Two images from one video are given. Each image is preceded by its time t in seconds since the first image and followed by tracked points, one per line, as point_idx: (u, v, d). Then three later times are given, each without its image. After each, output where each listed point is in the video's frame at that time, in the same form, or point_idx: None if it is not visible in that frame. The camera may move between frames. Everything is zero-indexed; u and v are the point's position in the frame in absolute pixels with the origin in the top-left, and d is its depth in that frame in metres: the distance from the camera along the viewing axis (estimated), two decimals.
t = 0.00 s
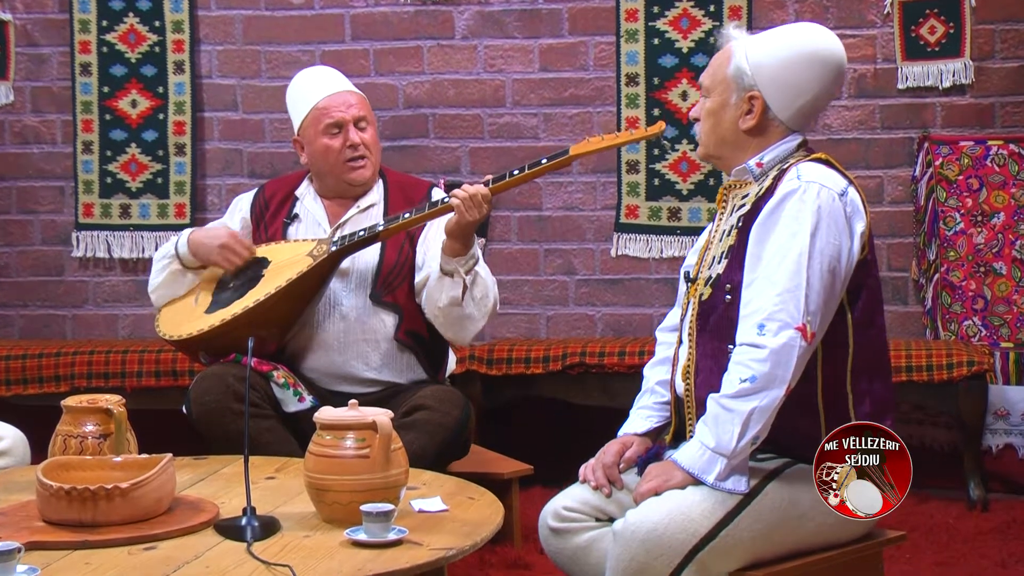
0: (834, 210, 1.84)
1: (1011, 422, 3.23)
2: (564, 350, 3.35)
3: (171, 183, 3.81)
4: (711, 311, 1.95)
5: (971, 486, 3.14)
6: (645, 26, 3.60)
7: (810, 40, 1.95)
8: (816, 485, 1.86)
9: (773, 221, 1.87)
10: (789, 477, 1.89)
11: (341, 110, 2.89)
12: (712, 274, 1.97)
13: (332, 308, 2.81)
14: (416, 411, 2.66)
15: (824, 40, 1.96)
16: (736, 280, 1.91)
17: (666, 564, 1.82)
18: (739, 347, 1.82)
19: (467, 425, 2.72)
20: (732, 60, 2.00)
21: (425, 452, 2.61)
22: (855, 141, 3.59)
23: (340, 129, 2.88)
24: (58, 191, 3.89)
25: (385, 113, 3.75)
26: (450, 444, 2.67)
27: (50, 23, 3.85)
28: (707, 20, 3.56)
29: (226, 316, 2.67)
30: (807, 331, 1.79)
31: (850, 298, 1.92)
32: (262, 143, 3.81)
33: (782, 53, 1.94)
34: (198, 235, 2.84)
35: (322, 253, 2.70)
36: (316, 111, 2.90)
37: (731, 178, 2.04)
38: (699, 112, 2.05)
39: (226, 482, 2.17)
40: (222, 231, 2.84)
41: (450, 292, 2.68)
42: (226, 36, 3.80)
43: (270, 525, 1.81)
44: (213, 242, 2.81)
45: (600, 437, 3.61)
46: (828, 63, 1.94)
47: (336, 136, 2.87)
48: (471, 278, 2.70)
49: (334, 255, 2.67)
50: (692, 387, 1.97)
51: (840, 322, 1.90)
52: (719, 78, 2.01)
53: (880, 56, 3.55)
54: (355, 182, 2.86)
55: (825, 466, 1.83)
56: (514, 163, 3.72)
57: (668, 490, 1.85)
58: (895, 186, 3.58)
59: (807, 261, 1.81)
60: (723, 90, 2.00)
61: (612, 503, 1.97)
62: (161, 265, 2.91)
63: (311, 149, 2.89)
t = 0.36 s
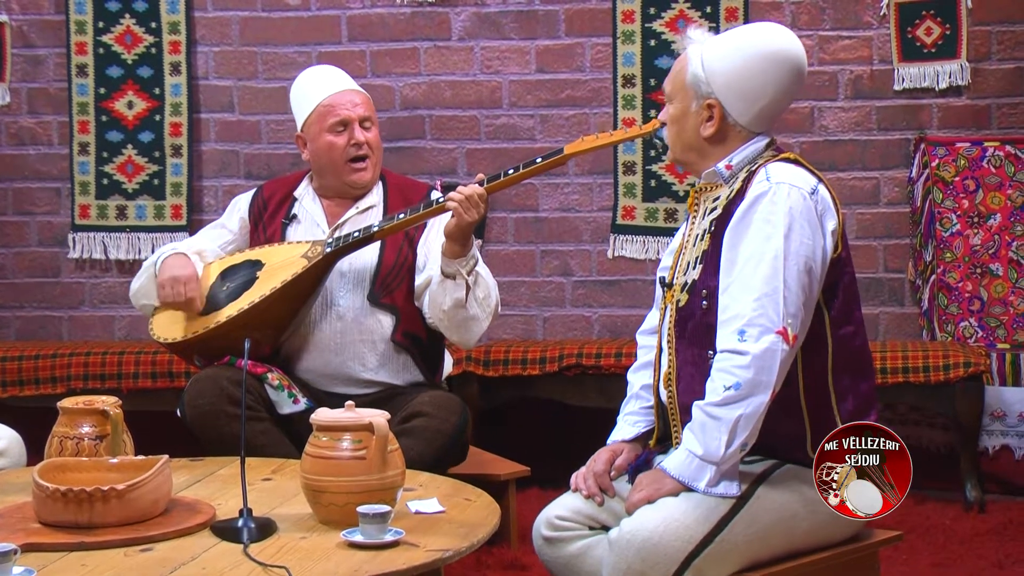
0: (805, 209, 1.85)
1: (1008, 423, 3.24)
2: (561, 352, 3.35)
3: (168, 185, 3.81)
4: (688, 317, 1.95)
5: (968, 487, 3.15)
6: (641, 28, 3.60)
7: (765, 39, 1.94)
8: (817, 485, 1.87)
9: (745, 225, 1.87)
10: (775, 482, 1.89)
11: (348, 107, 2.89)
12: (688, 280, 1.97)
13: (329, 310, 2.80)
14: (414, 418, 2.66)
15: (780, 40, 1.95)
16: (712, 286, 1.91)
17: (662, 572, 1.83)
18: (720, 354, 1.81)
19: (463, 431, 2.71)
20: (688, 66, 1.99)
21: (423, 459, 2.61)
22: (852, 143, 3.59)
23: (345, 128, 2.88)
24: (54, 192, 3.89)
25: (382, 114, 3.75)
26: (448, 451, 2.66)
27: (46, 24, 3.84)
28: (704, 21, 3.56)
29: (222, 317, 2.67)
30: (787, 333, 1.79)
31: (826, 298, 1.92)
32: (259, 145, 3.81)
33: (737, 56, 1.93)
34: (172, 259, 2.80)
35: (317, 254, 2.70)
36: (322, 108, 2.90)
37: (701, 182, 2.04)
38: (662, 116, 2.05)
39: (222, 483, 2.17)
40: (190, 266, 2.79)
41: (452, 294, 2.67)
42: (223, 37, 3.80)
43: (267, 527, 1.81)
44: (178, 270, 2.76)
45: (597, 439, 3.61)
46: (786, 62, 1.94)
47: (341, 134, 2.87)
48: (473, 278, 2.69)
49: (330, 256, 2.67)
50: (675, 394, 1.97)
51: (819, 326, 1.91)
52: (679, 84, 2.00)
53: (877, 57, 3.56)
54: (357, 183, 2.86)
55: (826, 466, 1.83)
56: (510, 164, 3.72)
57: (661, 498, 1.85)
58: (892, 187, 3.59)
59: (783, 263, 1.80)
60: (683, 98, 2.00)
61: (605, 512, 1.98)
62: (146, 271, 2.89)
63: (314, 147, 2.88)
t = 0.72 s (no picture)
0: (796, 215, 1.85)
1: (1003, 422, 3.23)
2: (556, 351, 3.35)
3: (163, 184, 3.81)
4: (680, 328, 1.94)
5: (963, 486, 3.15)
6: (637, 27, 3.61)
7: (728, 43, 1.94)
8: (817, 485, 1.86)
9: (736, 234, 1.87)
10: (771, 487, 1.89)
11: (344, 110, 2.89)
12: (678, 289, 1.97)
13: (326, 312, 2.80)
14: (412, 423, 2.65)
15: (747, 43, 1.94)
16: (704, 296, 1.91)
17: None
18: (717, 365, 1.81)
19: (463, 437, 2.70)
20: (662, 74, 1.99)
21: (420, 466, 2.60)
22: (848, 142, 3.59)
23: (341, 130, 2.88)
24: (50, 191, 3.88)
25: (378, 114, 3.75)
26: (447, 457, 2.66)
27: (41, 23, 3.84)
28: (699, 20, 3.56)
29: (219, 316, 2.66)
30: (785, 344, 1.79)
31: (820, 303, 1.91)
32: (254, 144, 3.81)
33: (704, 64, 1.93)
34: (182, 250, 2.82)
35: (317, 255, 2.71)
36: (321, 108, 2.91)
37: (685, 188, 2.04)
38: (642, 123, 2.04)
39: (217, 483, 2.17)
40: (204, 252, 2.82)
41: (450, 297, 2.67)
42: (218, 36, 3.80)
43: (262, 526, 1.81)
44: (195, 258, 2.80)
45: (593, 438, 3.63)
46: (755, 65, 1.93)
47: (336, 136, 2.87)
48: (471, 283, 2.69)
49: (330, 256, 2.67)
50: (669, 401, 1.97)
51: (812, 333, 1.91)
52: (655, 93, 2.01)
53: (872, 56, 3.56)
54: (350, 182, 2.85)
55: (825, 466, 1.83)
56: (506, 164, 3.72)
57: (658, 502, 1.85)
58: (888, 187, 3.59)
59: (776, 271, 1.80)
60: (660, 107, 2.00)
61: (599, 513, 1.97)
62: (148, 270, 2.88)
63: (311, 147, 2.89)
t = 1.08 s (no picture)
0: (791, 216, 1.85)
1: (997, 422, 3.24)
2: (551, 351, 3.36)
3: (158, 184, 3.81)
4: (675, 329, 1.94)
5: (958, 486, 3.15)
6: (632, 27, 3.60)
7: (722, 44, 1.94)
8: (817, 485, 1.86)
9: (733, 236, 1.87)
10: (766, 488, 1.90)
11: (308, 115, 2.89)
12: (674, 289, 1.97)
13: (320, 318, 2.80)
14: (412, 426, 2.65)
15: (736, 44, 1.94)
16: (700, 297, 1.91)
17: None
18: (712, 366, 1.81)
19: (462, 439, 2.70)
20: (655, 76, 1.99)
21: (420, 468, 2.60)
22: (842, 142, 3.59)
23: (304, 135, 2.88)
24: (44, 191, 3.88)
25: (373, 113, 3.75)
26: (445, 461, 2.66)
27: (35, 23, 3.84)
28: (694, 20, 3.55)
29: (213, 318, 2.66)
30: (780, 345, 1.79)
31: (815, 303, 1.93)
32: (249, 144, 3.80)
33: (695, 66, 1.93)
34: (198, 229, 2.82)
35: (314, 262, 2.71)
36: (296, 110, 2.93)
37: (679, 189, 2.04)
38: (635, 126, 2.05)
39: (212, 483, 2.16)
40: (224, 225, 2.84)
41: (452, 311, 2.67)
42: (213, 36, 3.80)
43: (257, 527, 1.81)
44: (217, 232, 2.81)
45: (588, 438, 3.63)
46: (745, 66, 1.93)
47: (302, 141, 2.88)
48: (473, 296, 2.70)
49: (327, 264, 2.68)
50: (664, 402, 1.97)
51: (807, 333, 1.91)
52: (648, 96, 2.01)
53: (867, 56, 3.56)
54: (312, 187, 2.85)
55: (825, 466, 1.82)
56: (501, 164, 3.72)
57: (653, 504, 1.85)
58: (882, 187, 3.59)
59: (772, 272, 1.81)
60: (653, 109, 2.00)
61: (594, 514, 1.98)
62: (157, 257, 2.88)
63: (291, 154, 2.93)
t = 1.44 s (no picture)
0: (788, 213, 1.85)
1: (995, 422, 3.24)
2: (549, 352, 3.36)
3: (155, 184, 3.80)
4: (674, 325, 1.94)
5: (956, 487, 3.16)
6: (629, 27, 3.61)
7: (723, 43, 1.94)
8: (817, 485, 1.86)
9: (729, 233, 1.87)
10: (765, 487, 1.89)
11: (302, 119, 2.89)
12: (672, 287, 1.97)
13: (316, 315, 2.80)
14: (409, 426, 2.64)
15: (735, 43, 1.94)
16: (697, 293, 1.91)
17: None
18: (708, 362, 1.81)
19: (459, 440, 2.70)
20: (655, 74, 1.99)
21: (417, 469, 2.60)
22: (840, 142, 3.59)
23: (299, 138, 2.89)
24: (41, 192, 3.88)
25: (370, 114, 3.75)
26: (443, 462, 2.66)
27: (33, 23, 3.84)
28: (692, 21, 3.56)
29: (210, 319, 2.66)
30: (776, 340, 1.79)
31: (813, 301, 1.92)
32: (246, 144, 3.80)
33: (695, 64, 1.94)
34: (174, 248, 2.81)
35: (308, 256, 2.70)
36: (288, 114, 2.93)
37: (679, 188, 2.04)
38: (636, 126, 2.05)
39: (209, 483, 2.16)
40: (196, 248, 2.81)
41: (447, 301, 2.67)
42: (210, 37, 3.80)
43: (254, 527, 1.81)
44: (188, 254, 2.78)
45: (586, 439, 3.63)
46: (745, 65, 1.93)
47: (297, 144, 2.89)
48: (467, 284, 2.69)
49: (321, 258, 2.68)
50: (662, 400, 1.97)
51: (805, 331, 1.91)
52: (648, 95, 2.02)
53: (864, 57, 3.56)
54: (310, 191, 2.86)
55: (825, 466, 1.82)
56: (499, 165, 3.72)
57: (651, 503, 1.85)
58: (880, 187, 3.59)
59: (768, 268, 1.81)
60: (653, 107, 2.01)
61: (592, 514, 1.98)
62: (138, 268, 2.88)
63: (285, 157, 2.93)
